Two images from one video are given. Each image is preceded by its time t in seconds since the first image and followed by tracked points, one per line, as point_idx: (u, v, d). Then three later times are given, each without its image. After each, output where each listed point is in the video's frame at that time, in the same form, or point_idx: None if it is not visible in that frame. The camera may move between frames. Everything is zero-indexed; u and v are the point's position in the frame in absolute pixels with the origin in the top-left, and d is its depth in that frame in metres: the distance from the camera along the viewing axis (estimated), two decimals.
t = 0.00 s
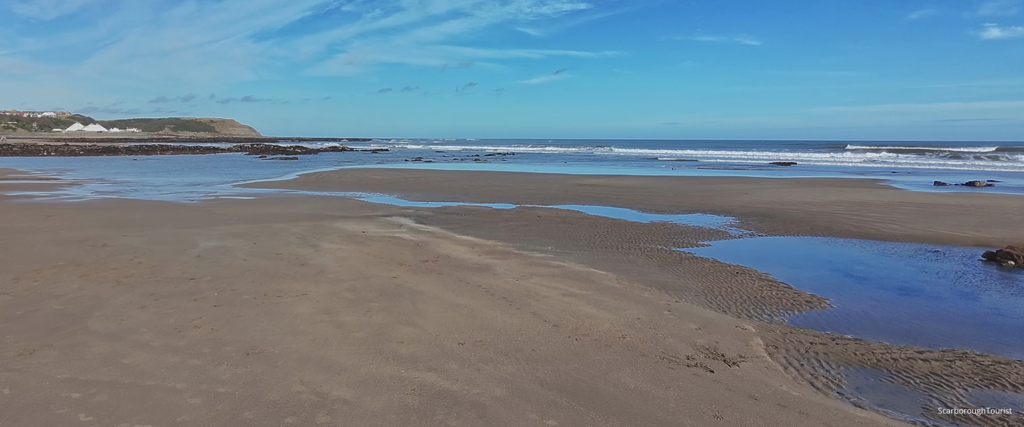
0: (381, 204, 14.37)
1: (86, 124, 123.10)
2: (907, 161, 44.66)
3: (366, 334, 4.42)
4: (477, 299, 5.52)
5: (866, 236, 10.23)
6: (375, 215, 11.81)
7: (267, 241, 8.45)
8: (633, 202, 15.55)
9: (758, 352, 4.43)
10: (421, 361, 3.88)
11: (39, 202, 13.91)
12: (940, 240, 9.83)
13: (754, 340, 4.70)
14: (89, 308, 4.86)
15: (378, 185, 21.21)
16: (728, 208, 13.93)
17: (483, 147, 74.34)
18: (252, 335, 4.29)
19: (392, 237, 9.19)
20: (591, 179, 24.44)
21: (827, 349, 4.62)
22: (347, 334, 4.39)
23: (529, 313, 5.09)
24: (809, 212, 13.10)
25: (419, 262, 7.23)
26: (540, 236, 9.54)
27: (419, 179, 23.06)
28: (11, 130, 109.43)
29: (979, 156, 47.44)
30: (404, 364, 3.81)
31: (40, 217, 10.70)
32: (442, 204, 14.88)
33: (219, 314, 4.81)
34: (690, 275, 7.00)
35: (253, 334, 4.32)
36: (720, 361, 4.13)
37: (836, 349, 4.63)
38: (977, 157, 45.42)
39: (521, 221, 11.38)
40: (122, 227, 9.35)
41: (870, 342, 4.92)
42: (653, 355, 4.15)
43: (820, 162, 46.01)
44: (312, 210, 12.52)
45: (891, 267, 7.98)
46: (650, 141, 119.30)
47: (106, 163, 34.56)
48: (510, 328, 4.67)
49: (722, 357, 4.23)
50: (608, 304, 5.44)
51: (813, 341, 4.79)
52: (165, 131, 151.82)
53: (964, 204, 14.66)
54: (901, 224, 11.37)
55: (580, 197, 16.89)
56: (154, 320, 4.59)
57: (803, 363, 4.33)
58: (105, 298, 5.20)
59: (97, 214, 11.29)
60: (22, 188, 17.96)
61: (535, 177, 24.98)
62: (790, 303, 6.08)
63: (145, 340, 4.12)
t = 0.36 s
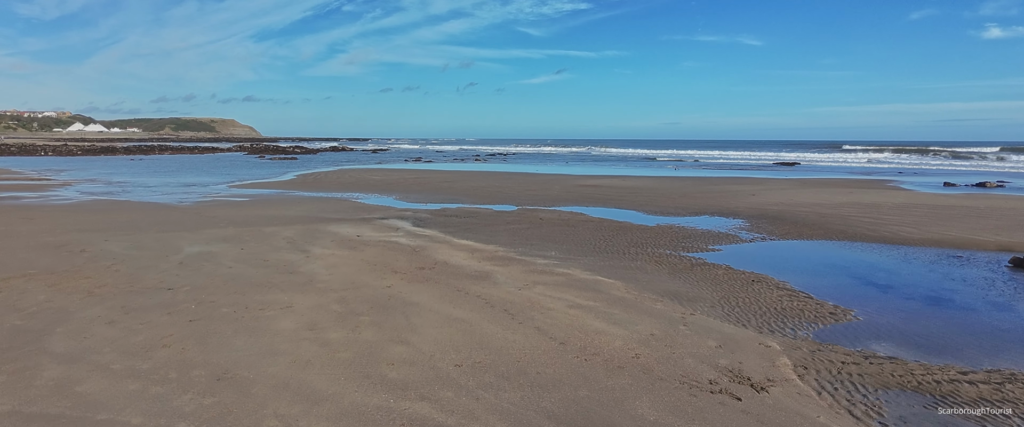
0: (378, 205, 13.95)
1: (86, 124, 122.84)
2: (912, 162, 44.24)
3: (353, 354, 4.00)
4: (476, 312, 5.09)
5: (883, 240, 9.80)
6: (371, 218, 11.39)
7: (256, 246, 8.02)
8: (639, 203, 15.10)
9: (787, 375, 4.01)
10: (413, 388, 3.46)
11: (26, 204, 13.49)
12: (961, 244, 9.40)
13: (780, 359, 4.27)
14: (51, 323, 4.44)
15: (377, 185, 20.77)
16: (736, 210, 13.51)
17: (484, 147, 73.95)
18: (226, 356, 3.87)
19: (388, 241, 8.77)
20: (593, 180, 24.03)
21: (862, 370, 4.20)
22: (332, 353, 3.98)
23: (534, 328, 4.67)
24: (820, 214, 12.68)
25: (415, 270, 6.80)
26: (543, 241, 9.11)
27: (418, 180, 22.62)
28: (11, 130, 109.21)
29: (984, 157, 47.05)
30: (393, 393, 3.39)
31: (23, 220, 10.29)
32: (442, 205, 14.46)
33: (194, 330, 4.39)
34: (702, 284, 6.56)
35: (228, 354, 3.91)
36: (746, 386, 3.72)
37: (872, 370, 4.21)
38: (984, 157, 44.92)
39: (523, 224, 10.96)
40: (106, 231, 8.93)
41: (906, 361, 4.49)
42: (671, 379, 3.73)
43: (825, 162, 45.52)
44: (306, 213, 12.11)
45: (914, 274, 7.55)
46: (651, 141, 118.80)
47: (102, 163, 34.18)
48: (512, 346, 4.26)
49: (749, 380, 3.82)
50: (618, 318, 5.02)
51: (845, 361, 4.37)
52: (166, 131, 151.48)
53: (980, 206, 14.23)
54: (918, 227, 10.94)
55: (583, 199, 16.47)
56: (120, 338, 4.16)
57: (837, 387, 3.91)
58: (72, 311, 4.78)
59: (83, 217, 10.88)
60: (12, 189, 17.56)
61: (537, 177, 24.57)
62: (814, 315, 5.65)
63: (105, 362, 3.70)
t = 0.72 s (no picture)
0: (376, 207, 13.57)
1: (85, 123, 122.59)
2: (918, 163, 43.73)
3: (340, 377, 3.61)
4: (477, 326, 4.71)
5: (899, 244, 9.42)
6: (368, 221, 11.01)
7: (245, 251, 7.63)
8: (643, 205, 14.69)
9: (821, 400, 3.62)
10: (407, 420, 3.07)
11: (13, 205, 13.12)
12: (982, 249, 9.02)
13: (811, 381, 3.89)
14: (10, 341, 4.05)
15: (375, 186, 20.37)
16: (744, 212, 13.13)
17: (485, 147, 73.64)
18: (199, 379, 3.49)
19: (384, 246, 8.37)
20: (595, 181, 23.69)
21: (901, 394, 3.81)
22: (319, 376, 3.59)
23: (539, 345, 4.28)
24: (831, 217, 12.30)
25: (412, 277, 6.40)
26: (546, 245, 8.72)
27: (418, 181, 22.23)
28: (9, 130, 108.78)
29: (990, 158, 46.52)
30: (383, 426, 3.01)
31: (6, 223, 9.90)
32: (441, 207, 14.09)
33: (167, 348, 4.00)
34: (717, 293, 6.18)
35: (202, 378, 3.52)
36: (778, 414, 3.34)
37: (912, 393, 3.83)
38: (988, 157, 44.51)
39: (525, 227, 10.57)
40: (89, 235, 8.53)
41: (947, 382, 4.10)
42: (694, 407, 3.36)
43: (828, 162, 45.27)
44: (301, 215, 11.72)
45: (938, 282, 7.16)
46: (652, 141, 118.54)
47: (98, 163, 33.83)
48: (517, 366, 3.87)
49: (781, 408, 3.43)
50: (630, 332, 4.63)
51: (881, 382, 3.99)
52: (165, 131, 151.07)
53: (994, 208, 13.85)
54: (934, 231, 10.56)
55: (586, 200, 16.10)
56: (84, 358, 3.78)
57: (877, 414, 3.53)
58: (38, 325, 4.39)
59: (69, 219, 10.49)
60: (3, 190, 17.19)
61: (538, 178, 24.23)
62: (839, 328, 5.26)
63: (63, 388, 3.31)
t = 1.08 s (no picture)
0: (373, 209, 13.16)
1: (84, 124, 122.42)
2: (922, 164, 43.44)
3: (323, 410, 3.18)
4: (477, 345, 4.28)
5: (921, 250, 8.99)
6: (365, 224, 10.58)
7: (233, 257, 7.20)
8: (649, 207, 14.24)
9: None
10: None
11: None
12: (1008, 254, 8.59)
13: (851, 411, 3.48)
14: None
15: (373, 187, 19.96)
16: (753, 214, 12.71)
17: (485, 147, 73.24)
18: (163, 414, 3.07)
19: (379, 251, 7.94)
20: (597, 182, 23.27)
21: None
22: (299, 409, 3.17)
23: (547, 368, 3.87)
24: (844, 220, 11.88)
25: (408, 288, 5.97)
26: (549, 250, 8.29)
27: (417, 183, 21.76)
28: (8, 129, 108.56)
29: (994, 159, 46.18)
30: None
31: None
32: (441, 209, 13.68)
33: (131, 374, 3.57)
34: (735, 305, 5.76)
35: (166, 412, 3.10)
36: None
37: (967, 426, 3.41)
38: (994, 157, 44.04)
39: (528, 231, 10.16)
40: (70, 241, 8.10)
41: (1001, 410, 3.69)
42: None
43: (830, 162, 44.92)
44: (296, 218, 11.29)
45: (968, 291, 6.72)
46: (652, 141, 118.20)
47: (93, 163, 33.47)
48: (523, 395, 3.45)
49: None
50: (647, 353, 4.21)
51: (931, 412, 3.57)
52: (165, 131, 150.66)
53: (1010, 209, 13.46)
54: (955, 235, 10.13)
55: (588, 202, 15.69)
56: (36, 386, 3.36)
57: None
58: None
59: (53, 222, 10.06)
60: None
61: (539, 179, 23.83)
62: (871, 346, 4.85)
63: None
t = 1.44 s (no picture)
0: (369, 212, 12.77)
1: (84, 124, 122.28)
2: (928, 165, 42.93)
3: None
4: (473, 369, 3.86)
5: (942, 256, 8.56)
6: (359, 228, 10.16)
7: (216, 265, 6.79)
8: (654, 210, 13.80)
9: None
10: None
11: None
12: None
13: None
14: None
15: (371, 188, 19.59)
16: (761, 217, 12.29)
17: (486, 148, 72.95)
18: None
19: (372, 258, 7.53)
20: (599, 183, 22.91)
21: None
22: None
23: (550, 399, 3.45)
24: (856, 224, 11.47)
25: (400, 300, 5.55)
26: (552, 257, 7.87)
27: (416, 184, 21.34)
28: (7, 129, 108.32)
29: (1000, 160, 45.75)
30: None
31: None
32: (439, 212, 13.28)
33: (79, 407, 3.16)
34: (753, 319, 5.34)
35: None
36: None
37: None
38: (1000, 157, 43.59)
39: (530, 236, 9.75)
40: (47, 247, 7.69)
41: None
42: None
43: (833, 163, 44.55)
44: (288, 221, 10.89)
45: (1000, 303, 6.28)
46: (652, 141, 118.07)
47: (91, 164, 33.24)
48: None
49: None
50: (662, 379, 3.79)
51: None
52: (166, 130, 150.33)
53: None
54: (975, 240, 9.70)
55: (591, 204, 15.30)
56: None
57: None
58: None
59: (35, 226, 9.68)
60: None
61: (540, 180, 23.45)
62: (905, 366, 4.42)
63: None
